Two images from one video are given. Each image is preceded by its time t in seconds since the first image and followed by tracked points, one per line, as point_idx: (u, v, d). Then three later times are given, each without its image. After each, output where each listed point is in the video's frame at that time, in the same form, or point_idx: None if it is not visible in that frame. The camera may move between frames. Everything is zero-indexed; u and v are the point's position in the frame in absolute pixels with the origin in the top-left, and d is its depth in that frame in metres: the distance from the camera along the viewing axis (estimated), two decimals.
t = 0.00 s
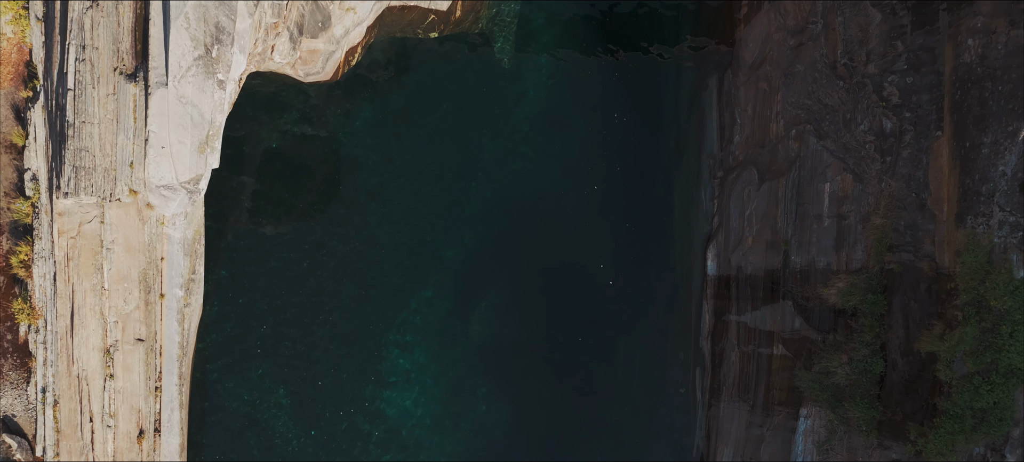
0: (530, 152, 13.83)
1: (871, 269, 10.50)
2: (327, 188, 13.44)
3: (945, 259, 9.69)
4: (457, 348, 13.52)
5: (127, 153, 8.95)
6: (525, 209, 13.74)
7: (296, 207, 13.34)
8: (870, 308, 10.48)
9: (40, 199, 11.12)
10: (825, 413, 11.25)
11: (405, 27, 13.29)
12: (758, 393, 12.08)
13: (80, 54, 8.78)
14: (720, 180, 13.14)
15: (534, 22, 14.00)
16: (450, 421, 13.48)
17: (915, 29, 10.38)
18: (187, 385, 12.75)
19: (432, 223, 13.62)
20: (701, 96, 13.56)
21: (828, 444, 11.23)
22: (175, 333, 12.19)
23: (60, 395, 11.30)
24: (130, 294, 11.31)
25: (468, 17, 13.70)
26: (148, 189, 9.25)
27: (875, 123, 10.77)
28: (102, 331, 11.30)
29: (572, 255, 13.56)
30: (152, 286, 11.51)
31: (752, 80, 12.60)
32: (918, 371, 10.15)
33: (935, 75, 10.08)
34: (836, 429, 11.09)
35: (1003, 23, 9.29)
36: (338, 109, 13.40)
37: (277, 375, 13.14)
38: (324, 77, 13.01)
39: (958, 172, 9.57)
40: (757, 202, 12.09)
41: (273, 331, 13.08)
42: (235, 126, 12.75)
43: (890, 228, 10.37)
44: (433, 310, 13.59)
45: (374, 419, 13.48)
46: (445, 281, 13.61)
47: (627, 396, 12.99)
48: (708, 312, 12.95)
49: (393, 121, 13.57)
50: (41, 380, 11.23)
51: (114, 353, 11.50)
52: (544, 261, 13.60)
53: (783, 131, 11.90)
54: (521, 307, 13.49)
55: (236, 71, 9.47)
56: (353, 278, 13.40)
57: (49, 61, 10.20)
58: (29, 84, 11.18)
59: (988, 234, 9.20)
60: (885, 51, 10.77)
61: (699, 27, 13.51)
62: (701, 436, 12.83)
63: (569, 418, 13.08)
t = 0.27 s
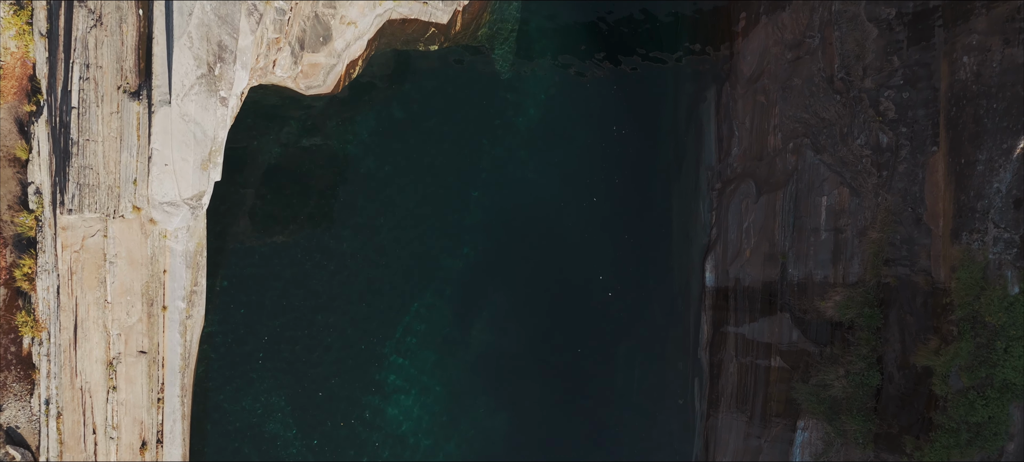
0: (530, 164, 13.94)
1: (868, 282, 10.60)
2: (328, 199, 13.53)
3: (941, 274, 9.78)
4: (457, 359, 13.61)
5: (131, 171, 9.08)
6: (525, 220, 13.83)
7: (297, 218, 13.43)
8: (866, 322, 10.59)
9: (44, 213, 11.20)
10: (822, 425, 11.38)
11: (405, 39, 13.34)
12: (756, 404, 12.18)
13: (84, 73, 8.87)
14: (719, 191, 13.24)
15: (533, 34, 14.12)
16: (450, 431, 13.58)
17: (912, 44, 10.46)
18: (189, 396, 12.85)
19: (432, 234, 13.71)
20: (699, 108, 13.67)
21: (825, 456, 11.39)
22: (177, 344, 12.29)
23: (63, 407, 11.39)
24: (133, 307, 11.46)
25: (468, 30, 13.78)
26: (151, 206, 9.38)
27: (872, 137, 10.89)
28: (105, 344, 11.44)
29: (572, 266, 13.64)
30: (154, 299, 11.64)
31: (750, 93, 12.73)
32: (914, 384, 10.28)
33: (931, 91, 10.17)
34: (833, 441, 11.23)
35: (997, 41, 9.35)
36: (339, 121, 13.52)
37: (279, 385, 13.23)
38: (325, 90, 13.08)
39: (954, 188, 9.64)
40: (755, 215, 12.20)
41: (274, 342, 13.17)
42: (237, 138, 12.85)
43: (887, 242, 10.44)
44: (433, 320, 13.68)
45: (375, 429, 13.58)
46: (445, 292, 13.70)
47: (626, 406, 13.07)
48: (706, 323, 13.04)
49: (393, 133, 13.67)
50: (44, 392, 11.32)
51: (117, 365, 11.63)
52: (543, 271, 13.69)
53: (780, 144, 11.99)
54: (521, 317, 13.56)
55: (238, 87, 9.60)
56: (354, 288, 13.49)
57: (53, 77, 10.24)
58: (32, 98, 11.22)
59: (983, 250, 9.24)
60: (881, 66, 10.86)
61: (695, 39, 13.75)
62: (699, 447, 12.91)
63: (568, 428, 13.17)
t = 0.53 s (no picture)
0: (529, 175, 14.02)
1: (864, 296, 10.70)
2: (329, 210, 13.62)
3: (937, 287, 9.85)
4: (458, 369, 13.69)
5: (135, 188, 9.20)
6: (525, 230, 13.90)
7: (299, 228, 13.52)
8: (863, 335, 10.71)
9: (47, 226, 11.30)
10: (820, 437, 11.52)
11: (406, 51, 13.42)
12: (754, 415, 12.31)
13: (89, 90, 8.98)
14: (717, 203, 13.37)
15: (533, 44, 14.17)
16: (450, 440, 13.69)
17: (907, 60, 10.57)
18: (191, 407, 12.97)
19: (432, 244, 13.80)
20: (697, 120, 13.79)
21: None
22: (179, 356, 12.40)
23: (67, 418, 11.53)
24: (135, 319, 11.61)
25: (468, 41, 13.78)
26: (154, 222, 9.46)
27: (868, 151, 10.96)
28: (108, 356, 11.60)
29: (571, 276, 13.72)
30: (156, 311, 11.79)
31: (748, 106, 12.87)
32: (910, 397, 10.33)
33: (927, 106, 10.26)
34: (830, 453, 11.37)
35: (992, 59, 9.42)
36: (340, 132, 13.59)
37: (280, 396, 13.31)
38: (326, 102, 13.22)
39: (949, 203, 9.74)
40: (753, 227, 12.32)
41: (276, 352, 13.25)
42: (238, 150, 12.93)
43: (883, 256, 10.54)
44: (433, 330, 13.77)
45: (376, 439, 13.69)
46: (445, 303, 13.79)
47: (625, 416, 13.18)
48: (704, 334, 13.15)
49: (394, 144, 13.75)
50: (48, 404, 11.44)
51: (120, 377, 11.80)
52: (543, 282, 13.75)
53: (778, 157, 12.10)
54: (521, 328, 13.64)
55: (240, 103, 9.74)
56: (355, 299, 13.58)
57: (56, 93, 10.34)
58: (36, 111, 11.31)
59: (979, 266, 9.35)
60: (878, 80, 10.94)
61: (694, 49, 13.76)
62: (697, 456, 13.09)
63: (568, 438, 13.26)
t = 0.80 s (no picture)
0: (529, 185, 14.11)
1: (861, 309, 10.78)
2: (330, 220, 13.71)
3: (933, 302, 9.93)
4: (457, 379, 13.78)
5: (138, 204, 9.28)
6: (524, 241, 13.99)
7: (300, 239, 13.61)
8: (860, 348, 10.83)
9: (50, 239, 11.40)
10: (817, 449, 11.59)
11: (406, 63, 13.51)
12: (752, 426, 12.41)
13: (93, 108, 9.09)
14: (715, 214, 13.51)
15: (532, 55, 14.27)
16: (450, 450, 13.77)
17: (904, 75, 10.64)
18: (193, 417, 13.05)
19: (432, 255, 13.89)
20: (695, 131, 13.92)
21: None
22: (181, 367, 12.46)
23: (70, 430, 11.65)
24: (138, 332, 11.68)
25: (468, 53, 13.84)
26: (157, 237, 9.54)
27: (865, 166, 11.02)
28: (110, 368, 11.68)
29: (571, 286, 13.80)
30: (159, 323, 11.86)
31: (746, 118, 13.01)
32: (906, 410, 10.42)
33: (923, 120, 10.32)
34: None
35: (988, 76, 9.51)
36: (341, 144, 13.70)
37: (281, 406, 13.40)
38: (328, 114, 13.33)
39: (945, 218, 9.83)
40: (750, 239, 12.45)
41: (277, 363, 13.33)
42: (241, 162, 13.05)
43: (880, 269, 10.62)
44: (433, 340, 13.85)
45: (376, 449, 13.77)
46: (445, 313, 13.87)
47: (623, 426, 13.27)
48: (703, 344, 13.26)
49: (394, 155, 13.84)
50: (51, 415, 11.55)
51: (123, 389, 11.89)
52: (542, 292, 13.83)
53: (776, 170, 12.20)
54: (520, 338, 13.71)
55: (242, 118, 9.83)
56: (355, 310, 13.67)
57: (60, 108, 10.46)
58: (40, 125, 11.44)
59: (974, 281, 9.45)
60: (875, 94, 11.00)
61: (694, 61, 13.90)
62: None
63: (567, 448, 13.35)
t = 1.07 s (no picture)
0: (529, 196, 14.21)
1: (858, 321, 10.88)
2: (331, 231, 13.80)
3: (928, 315, 9.97)
4: (458, 388, 13.88)
5: (142, 219, 9.36)
6: (524, 250, 14.09)
7: (301, 249, 13.70)
8: (857, 360, 10.94)
9: (53, 251, 11.46)
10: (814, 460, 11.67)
11: (407, 74, 13.58)
12: (750, 436, 12.57)
13: (97, 125, 9.18)
14: (713, 225, 13.69)
15: (532, 66, 14.39)
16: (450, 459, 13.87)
17: (900, 89, 10.69)
18: (195, 427, 13.19)
19: (432, 265, 13.98)
20: (694, 142, 14.11)
21: None
22: (183, 378, 12.56)
23: (73, 440, 11.74)
24: (141, 343, 11.78)
25: (468, 64, 13.94)
26: (161, 252, 9.67)
27: (862, 179, 11.07)
28: (113, 380, 11.76)
29: (570, 296, 13.89)
30: (161, 335, 11.95)
31: (744, 130, 13.19)
32: (903, 422, 10.49)
33: (918, 135, 10.36)
34: None
35: (983, 92, 9.49)
36: (342, 155, 13.81)
37: (283, 415, 13.49)
38: (330, 126, 13.43)
39: (940, 233, 9.79)
40: (748, 250, 12.61)
41: (278, 373, 13.43)
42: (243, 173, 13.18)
43: (876, 282, 10.71)
44: (434, 349, 13.95)
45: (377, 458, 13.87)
46: (445, 323, 13.97)
47: (622, 435, 13.41)
48: (701, 354, 13.51)
49: (394, 166, 13.94)
50: (54, 426, 11.62)
51: (125, 400, 11.96)
52: (541, 302, 13.92)
53: (773, 182, 12.36)
54: (520, 347, 13.82)
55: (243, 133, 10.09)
56: (357, 320, 13.76)
57: (63, 123, 10.57)
58: (43, 139, 11.55)
59: (969, 296, 9.43)
60: (871, 108, 11.06)
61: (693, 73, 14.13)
62: None
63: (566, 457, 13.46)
